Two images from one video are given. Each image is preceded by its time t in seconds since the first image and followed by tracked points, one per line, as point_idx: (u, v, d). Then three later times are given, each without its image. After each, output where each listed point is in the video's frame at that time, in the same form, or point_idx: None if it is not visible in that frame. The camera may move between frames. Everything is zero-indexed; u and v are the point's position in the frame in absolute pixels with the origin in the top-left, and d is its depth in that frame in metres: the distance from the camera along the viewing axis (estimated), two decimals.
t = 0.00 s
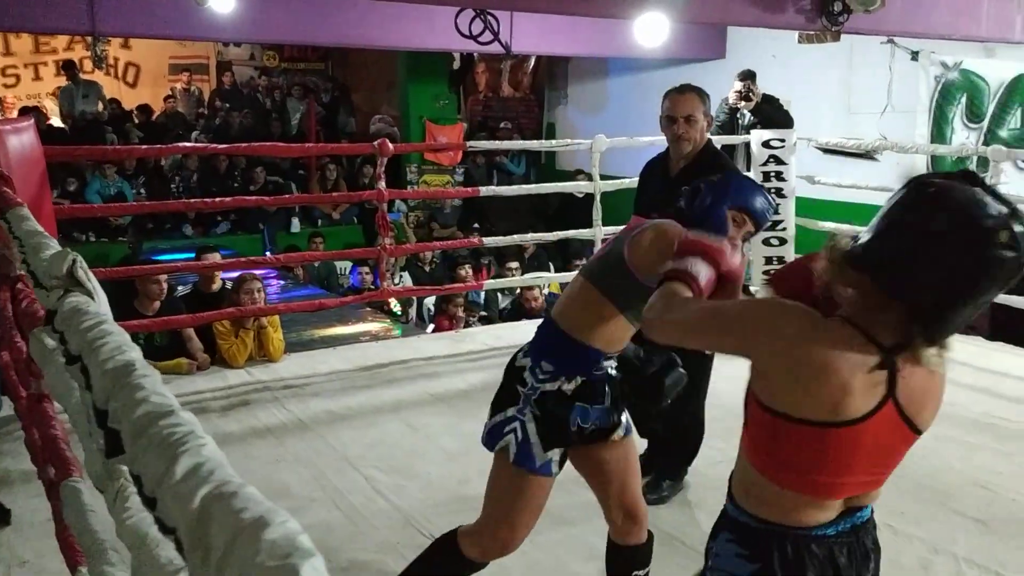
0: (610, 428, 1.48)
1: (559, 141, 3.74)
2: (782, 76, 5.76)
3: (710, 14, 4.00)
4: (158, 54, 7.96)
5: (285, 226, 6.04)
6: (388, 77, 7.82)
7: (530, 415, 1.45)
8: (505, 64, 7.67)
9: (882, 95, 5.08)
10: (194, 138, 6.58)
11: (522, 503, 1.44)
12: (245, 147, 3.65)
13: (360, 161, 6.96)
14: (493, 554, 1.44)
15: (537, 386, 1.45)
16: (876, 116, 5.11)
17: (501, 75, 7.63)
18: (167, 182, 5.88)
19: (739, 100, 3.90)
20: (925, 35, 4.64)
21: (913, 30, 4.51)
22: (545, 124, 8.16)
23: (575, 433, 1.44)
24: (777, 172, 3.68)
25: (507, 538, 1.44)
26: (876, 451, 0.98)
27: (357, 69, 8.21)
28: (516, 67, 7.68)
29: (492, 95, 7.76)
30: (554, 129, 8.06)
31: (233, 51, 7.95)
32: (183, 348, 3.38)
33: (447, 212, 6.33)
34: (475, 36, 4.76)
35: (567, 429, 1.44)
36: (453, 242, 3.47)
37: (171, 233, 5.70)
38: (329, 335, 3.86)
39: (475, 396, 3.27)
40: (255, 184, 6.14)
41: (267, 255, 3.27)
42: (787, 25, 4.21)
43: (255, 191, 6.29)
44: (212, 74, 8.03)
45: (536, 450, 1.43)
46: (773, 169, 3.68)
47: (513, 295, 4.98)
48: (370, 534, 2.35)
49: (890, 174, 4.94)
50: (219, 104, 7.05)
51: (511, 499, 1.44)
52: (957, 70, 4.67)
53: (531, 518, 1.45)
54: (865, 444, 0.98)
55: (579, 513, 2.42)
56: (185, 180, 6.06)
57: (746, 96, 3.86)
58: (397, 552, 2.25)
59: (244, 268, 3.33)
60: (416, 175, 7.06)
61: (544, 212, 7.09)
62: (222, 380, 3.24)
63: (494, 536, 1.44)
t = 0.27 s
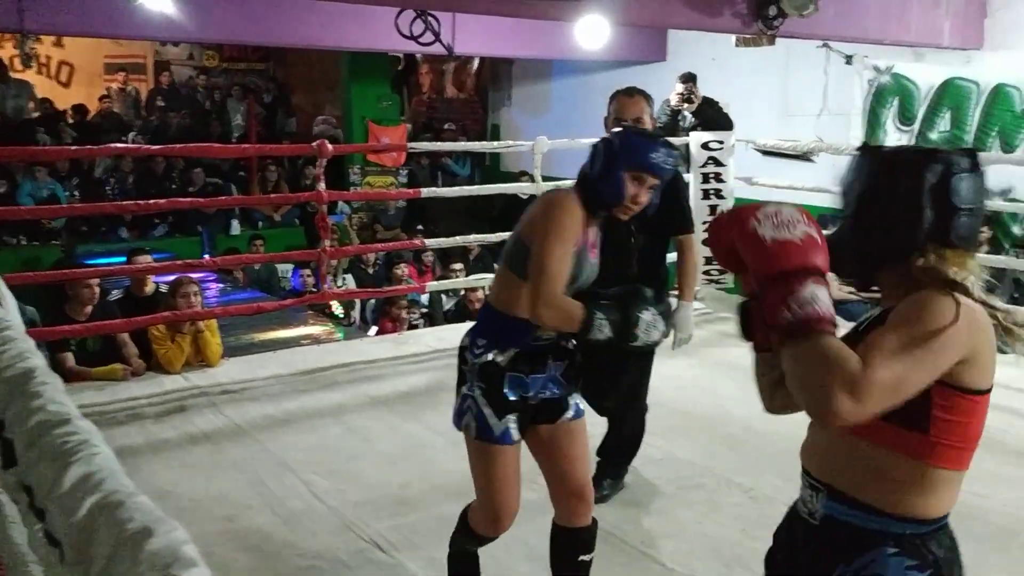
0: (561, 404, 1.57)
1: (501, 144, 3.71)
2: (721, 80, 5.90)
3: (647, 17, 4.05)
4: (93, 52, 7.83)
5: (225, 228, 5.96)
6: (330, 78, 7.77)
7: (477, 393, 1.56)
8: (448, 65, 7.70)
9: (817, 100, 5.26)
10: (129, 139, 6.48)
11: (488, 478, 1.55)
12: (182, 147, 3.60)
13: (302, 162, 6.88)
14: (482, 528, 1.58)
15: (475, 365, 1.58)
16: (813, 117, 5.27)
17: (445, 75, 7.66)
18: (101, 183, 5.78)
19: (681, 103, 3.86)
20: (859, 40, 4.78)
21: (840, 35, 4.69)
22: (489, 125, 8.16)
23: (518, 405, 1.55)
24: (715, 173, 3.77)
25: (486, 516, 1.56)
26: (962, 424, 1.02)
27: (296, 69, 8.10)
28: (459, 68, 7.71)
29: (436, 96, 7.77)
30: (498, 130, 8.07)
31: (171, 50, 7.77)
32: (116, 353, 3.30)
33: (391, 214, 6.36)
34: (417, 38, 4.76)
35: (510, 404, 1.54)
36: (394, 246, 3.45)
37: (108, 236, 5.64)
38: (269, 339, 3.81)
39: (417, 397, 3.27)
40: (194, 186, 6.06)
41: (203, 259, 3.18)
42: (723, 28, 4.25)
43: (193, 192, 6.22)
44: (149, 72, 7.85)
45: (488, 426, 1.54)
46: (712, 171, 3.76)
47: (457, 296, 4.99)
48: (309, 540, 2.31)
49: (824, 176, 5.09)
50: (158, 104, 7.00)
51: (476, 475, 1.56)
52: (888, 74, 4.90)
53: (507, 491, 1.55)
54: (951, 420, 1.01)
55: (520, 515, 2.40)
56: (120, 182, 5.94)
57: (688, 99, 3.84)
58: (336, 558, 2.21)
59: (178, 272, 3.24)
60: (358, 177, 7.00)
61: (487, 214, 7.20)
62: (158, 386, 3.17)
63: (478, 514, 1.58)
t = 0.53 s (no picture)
0: (518, 395, 1.62)
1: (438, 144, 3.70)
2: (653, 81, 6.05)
3: (579, 19, 4.10)
4: (17, 53, 7.69)
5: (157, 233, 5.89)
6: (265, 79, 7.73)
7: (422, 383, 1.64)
8: (383, 65, 7.80)
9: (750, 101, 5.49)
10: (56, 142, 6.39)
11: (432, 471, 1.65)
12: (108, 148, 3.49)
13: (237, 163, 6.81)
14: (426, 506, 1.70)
15: (424, 360, 1.63)
16: (745, 118, 5.50)
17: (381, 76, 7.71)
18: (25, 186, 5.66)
19: (618, 104, 4.04)
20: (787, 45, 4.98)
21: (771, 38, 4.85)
22: (428, 126, 8.12)
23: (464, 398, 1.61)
24: (650, 173, 3.81)
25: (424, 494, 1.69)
26: (960, 476, 0.95)
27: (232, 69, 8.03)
28: (396, 69, 7.80)
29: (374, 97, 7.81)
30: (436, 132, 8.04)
31: (100, 49, 7.74)
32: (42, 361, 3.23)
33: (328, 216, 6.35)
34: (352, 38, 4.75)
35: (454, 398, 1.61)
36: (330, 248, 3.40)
37: (34, 242, 5.54)
38: (202, 344, 3.76)
39: (352, 401, 3.25)
40: (122, 189, 6.11)
41: (129, 263, 3.12)
42: (654, 31, 4.32)
43: (123, 196, 6.16)
44: (78, 72, 7.80)
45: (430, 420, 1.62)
46: (647, 173, 3.81)
47: (395, 298, 5.02)
48: (238, 549, 2.26)
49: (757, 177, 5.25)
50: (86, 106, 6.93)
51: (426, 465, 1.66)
52: (817, 76, 5.18)
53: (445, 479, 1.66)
54: (948, 481, 0.94)
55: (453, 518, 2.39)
56: (47, 185, 5.83)
57: (625, 100, 4.03)
58: (265, 566, 2.17)
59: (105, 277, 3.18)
60: (294, 179, 6.94)
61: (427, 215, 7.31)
62: (84, 395, 3.11)
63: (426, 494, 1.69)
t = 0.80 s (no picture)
0: (518, 447, 1.51)
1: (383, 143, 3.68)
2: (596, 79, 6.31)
3: (521, 18, 4.13)
4: None
5: (96, 235, 5.85)
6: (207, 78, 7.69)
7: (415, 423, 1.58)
8: (328, 63, 8.06)
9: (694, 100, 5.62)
10: None
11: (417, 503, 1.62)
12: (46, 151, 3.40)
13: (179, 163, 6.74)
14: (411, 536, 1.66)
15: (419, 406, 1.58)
16: (688, 117, 5.66)
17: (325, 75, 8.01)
18: None
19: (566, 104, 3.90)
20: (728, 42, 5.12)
21: (711, 36, 5.01)
22: (373, 125, 8.54)
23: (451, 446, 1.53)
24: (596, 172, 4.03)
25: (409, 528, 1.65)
26: (940, 402, 1.08)
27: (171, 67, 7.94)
28: (340, 68, 8.04)
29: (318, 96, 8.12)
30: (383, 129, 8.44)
31: (35, 47, 7.56)
32: None
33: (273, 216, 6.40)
34: (294, 38, 4.75)
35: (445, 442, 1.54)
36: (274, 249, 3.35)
37: None
38: (144, 348, 3.71)
39: (299, 403, 3.24)
40: (60, 190, 5.99)
41: (66, 267, 3.04)
42: (597, 29, 4.36)
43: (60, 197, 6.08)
44: (12, 71, 7.65)
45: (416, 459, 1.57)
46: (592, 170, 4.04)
47: (341, 298, 5.11)
48: (182, 555, 2.21)
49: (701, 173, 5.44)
50: (18, 104, 6.83)
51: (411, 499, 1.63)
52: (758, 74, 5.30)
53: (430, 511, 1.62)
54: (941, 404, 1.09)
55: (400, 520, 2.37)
56: None
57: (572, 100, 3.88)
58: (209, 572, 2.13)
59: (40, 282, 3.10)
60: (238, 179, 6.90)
61: (376, 215, 7.42)
62: (20, 402, 3.05)
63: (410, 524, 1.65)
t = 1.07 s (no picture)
0: (572, 457, 1.38)
1: (327, 142, 3.64)
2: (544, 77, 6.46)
3: (465, 17, 4.14)
4: None
5: (31, 238, 5.76)
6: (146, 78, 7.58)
7: (466, 412, 1.40)
8: (270, 62, 8.01)
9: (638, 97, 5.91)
10: None
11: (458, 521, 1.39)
12: None
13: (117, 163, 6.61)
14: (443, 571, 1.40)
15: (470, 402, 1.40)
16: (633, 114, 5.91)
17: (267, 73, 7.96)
18: None
19: (512, 101, 4.09)
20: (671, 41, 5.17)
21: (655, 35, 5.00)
22: (318, 124, 8.47)
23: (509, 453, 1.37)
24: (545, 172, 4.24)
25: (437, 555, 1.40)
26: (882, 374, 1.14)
27: (109, 67, 7.79)
28: (282, 66, 7.99)
29: (260, 95, 8.09)
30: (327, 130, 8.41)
31: None
32: None
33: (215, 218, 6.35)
34: (236, 36, 4.70)
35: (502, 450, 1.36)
36: (215, 250, 3.28)
37: None
38: (82, 353, 3.63)
39: (243, 407, 3.19)
40: None
41: None
42: (540, 28, 4.39)
43: None
44: None
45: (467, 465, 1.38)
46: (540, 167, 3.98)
47: (287, 299, 5.09)
48: (121, 565, 2.16)
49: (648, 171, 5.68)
50: None
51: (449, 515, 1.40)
52: (700, 73, 5.47)
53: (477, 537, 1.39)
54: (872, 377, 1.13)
55: (346, 523, 2.34)
56: None
57: (517, 97, 4.08)
58: None
59: None
60: (179, 180, 6.78)
61: (322, 216, 7.38)
62: None
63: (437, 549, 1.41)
